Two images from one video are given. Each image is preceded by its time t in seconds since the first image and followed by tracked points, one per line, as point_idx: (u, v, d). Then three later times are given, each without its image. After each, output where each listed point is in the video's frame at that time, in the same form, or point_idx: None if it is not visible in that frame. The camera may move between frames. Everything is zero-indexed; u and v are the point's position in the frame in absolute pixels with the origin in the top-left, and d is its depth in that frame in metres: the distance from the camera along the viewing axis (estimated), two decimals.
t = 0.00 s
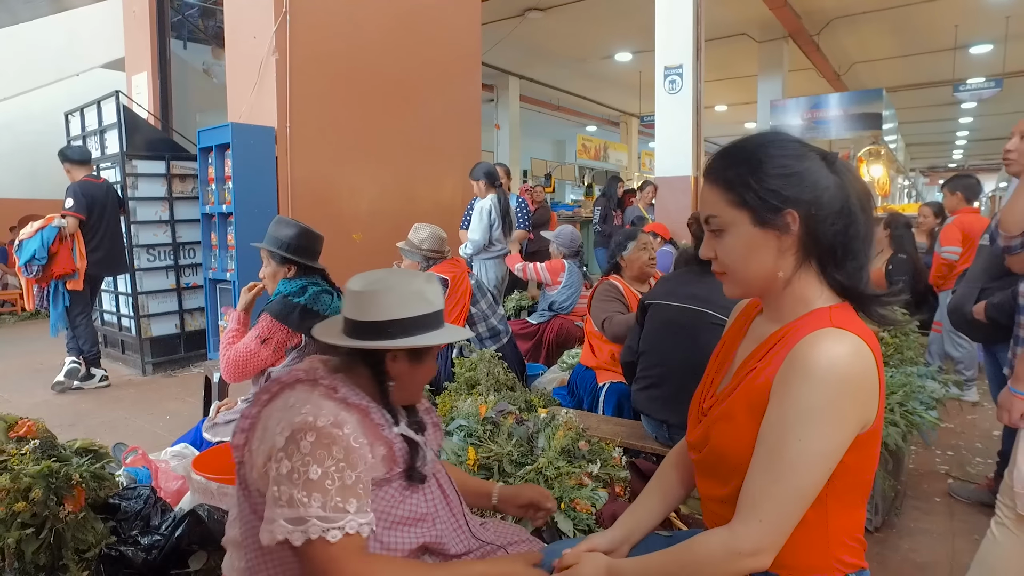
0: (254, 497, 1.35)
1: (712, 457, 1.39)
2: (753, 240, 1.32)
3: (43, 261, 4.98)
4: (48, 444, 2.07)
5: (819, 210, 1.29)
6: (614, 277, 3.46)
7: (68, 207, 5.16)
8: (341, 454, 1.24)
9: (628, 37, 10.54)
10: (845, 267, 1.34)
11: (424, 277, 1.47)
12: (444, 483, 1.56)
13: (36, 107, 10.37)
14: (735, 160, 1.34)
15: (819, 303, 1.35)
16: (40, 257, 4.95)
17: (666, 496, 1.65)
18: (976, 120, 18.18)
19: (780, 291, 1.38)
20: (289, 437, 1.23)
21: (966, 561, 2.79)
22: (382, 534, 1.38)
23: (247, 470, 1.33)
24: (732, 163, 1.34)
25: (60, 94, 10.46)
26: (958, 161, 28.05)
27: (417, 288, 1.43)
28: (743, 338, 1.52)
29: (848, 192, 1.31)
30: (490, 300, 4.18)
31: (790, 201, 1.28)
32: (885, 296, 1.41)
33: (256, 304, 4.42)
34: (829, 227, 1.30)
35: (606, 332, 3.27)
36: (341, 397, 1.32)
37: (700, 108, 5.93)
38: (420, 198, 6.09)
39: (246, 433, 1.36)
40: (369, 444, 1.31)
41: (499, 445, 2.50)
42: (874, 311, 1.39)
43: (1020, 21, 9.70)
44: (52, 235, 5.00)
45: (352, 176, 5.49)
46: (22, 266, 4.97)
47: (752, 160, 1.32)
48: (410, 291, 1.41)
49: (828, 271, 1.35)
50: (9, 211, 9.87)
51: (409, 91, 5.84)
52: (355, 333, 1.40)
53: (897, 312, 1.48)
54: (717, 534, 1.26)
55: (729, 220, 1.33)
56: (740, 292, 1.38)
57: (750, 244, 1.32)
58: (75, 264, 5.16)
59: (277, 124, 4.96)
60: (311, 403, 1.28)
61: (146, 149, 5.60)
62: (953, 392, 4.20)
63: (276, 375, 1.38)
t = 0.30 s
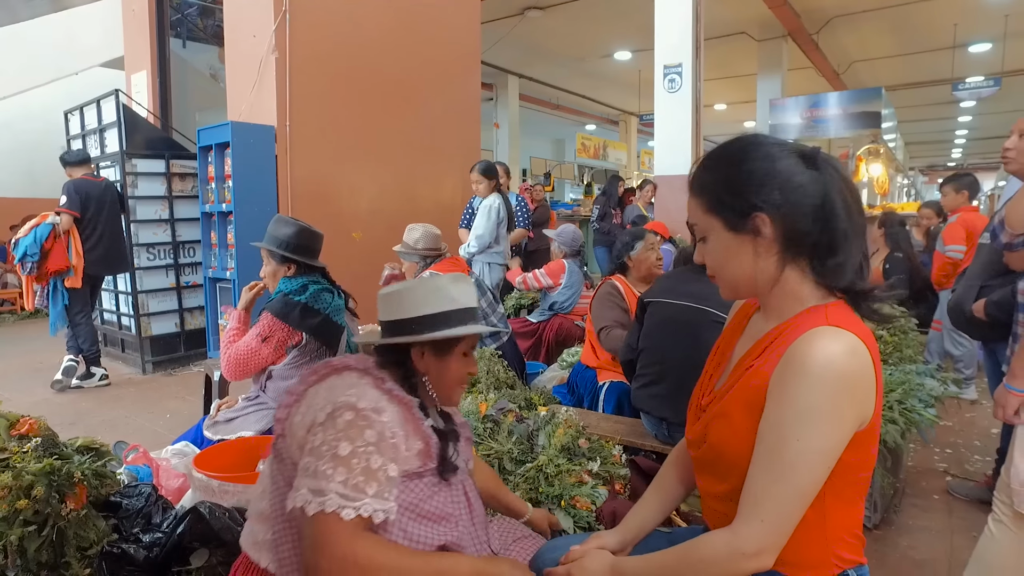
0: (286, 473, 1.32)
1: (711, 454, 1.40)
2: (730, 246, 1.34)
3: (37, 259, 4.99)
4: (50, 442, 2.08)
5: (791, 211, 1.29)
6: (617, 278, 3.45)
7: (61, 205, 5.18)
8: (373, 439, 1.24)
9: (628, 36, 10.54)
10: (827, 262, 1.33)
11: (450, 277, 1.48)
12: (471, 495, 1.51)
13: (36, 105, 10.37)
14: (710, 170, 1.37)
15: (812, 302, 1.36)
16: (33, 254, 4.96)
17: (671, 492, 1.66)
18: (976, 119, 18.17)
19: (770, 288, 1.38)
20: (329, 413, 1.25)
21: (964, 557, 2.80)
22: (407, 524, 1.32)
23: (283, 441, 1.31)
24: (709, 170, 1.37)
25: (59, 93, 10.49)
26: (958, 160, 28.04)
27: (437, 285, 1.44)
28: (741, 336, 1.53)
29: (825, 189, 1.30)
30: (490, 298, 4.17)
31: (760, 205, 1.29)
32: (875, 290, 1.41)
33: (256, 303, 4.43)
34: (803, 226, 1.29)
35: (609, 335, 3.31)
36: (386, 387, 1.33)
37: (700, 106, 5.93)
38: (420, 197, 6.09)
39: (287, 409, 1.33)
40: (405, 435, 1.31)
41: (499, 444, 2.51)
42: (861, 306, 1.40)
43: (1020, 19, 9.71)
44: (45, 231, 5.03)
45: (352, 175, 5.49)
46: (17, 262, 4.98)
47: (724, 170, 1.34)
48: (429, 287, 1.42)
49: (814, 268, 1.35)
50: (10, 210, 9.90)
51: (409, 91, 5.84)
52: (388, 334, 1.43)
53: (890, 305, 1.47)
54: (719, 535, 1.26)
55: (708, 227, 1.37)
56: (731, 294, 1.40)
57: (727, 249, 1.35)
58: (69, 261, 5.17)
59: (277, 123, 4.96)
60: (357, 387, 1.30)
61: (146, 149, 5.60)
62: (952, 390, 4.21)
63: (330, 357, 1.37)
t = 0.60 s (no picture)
0: (318, 457, 1.32)
1: (711, 454, 1.41)
2: (719, 250, 1.36)
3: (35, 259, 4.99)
4: (53, 442, 2.09)
5: (775, 212, 1.29)
6: (620, 278, 3.43)
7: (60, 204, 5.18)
8: (408, 429, 1.25)
9: (627, 35, 10.54)
10: (815, 262, 1.33)
11: (461, 275, 1.55)
12: (491, 494, 1.53)
13: (36, 104, 10.38)
14: (697, 176, 1.39)
15: (806, 303, 1.36)
16: (31, 255, 4.97)
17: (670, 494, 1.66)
18: (975, 119, 18.18)
19: (763, 290, 1.39)
20: (366, 401, 1.24)
21: (963, 556, 2.81)
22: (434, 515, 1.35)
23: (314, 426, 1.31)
24: (698, 177, 1.38)
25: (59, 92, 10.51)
26: (957, 159, 28.05)
27: (445, 286, 1.51)
28: (740, 337, 1.53)
29: (808, 189, 1.30)
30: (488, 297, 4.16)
31: (744, 209, 1.30)
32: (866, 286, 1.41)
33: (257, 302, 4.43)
34: (788, 227, 1.30)
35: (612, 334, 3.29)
36: (422, 382, 1.35)
37: (699, 105, 5.94)
38: (420, 196, 6.10)
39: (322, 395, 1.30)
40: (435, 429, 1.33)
41: (501, 442, 2.53)
42: (856, 305, 1.39)
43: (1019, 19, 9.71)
44: (43, 231, 5.05)
45: (352, 174, 5.49)
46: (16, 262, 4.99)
47: (710, 176, 1.36)
48: (436, 288, 1.51)
49: (804, 268, 1.34)
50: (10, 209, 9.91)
51: (409, 90, 5.85)
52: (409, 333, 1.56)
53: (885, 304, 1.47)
54: (720, 536, 1.27)
55: (698, 233, 1.39)
56: (727, 296, 1.41)
57: (718, 253, 1.36)
58: (68, 260, 5.17)
59: (277, 123, 4.96)
60: (392, 379, 1.30)
61: (146, 148, 5.59)
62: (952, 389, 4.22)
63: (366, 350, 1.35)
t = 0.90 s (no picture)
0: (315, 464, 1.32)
1: (714, 454, 1.41)
2: (723, 249, 1.36)
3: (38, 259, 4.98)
4: (57, 441, 2.08)
5: (778, 211, 1.30)
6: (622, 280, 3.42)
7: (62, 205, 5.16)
8: (404, 433, 1.24)
9: (627, 35, 10.55)
10: (817, 262, 1.34)
11: (455, 273, 1.52)
12: (490, 488, 1.54)
13: (37, 103, 10.39)
14: (701, 176, 1.39)
15: (808, 303, 1.37)
16: (34, 255, 4.95)
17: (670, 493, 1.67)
18: (974, 118, 18.21)
19: (764, 290, 1.40)
20: (360, 405, 1.24)
21: (964, 555, 2.82)
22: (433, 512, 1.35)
23: (311, 432, 1.30)
24: (701, 178, 1.38)
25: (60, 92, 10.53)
26: (956, 159, 28.08)
27: (440, 282, 1.48)
28: (742, 337, 1.54)
29: (811, 188, 1.31)
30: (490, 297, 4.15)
31: (748, 208, 1.30)
32: (865, 285, 1.42)
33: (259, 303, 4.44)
34: (791, 227, 1.30)
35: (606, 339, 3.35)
36: (415, 383, 1.35)
37: (700, 105, 5.94)
38: (421, 196, 6.10)
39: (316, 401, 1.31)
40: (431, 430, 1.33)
41: (504, 442, 2.54)
42: (853, 302, 1.40)
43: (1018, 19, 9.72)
44: (46, 232, 5.02)
45: (353, 174, 5.50)
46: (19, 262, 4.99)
47: (715, 175, 1.36)
48: (431, 285, 1.48)
49: (805, 266, 1.35)
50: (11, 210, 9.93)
51: (409, 90, 5.85)
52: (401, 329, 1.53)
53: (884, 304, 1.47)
54: (724, 535, 1.27)
55: (701, 233, 1.39)
56: (730, 297, 1.42)
57: (721, 253, 1.36)
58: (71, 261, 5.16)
59: (279, 123, 4.97)
60: (385, 382, 1.30)
61: (147, 148, 5.59)
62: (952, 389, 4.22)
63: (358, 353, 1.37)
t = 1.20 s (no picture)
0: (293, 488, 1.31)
1: (716, 453, 1.42)
2: (732, 246, 1.36)
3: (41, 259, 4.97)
4: (61, 441, 2.09)
5: (789, 210, 1.30)
6: (620, 279, 3.45)
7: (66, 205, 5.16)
8: (374, 446, 1.22)
9: (627, 35, 10.56)
10: (825, 262, 1.35)
11: (392, 259, 1.39)
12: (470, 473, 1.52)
13: (38, 103, 10.41)
14: (712, 172, 1.38)
15: (810, 303, 1.38)
16: (37, 255, 4.94)
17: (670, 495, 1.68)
18: (973, 118, 18.23)
19: (767, 291, 1.41)
20: (324, 426, 1.22)
21: (963, 554, 2.83)
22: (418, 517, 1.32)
23: (281, 458, 1.32)
24: (710, 175, 1.38)
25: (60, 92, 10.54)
26: (956, 159, 28.12)
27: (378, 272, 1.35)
28: (745, 338, 1.55)
29: (821, 189, 1.32)
30: (491, 297, 4.15)
31: (760, 205, 1.31)
32: (866, 286, 1.42)
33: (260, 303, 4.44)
34: (802, 227, 1.32)
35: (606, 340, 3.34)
36: (375, 389, 1.31)
37: (700, 105, 5.94)
38: (421, 196, 6.10)
39: (280, 424, 1.35)
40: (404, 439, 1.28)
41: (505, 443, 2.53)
42: (856, 303, 1.41)
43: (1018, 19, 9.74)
44: (49, 232, 5.00)
45: (353, 174, 5.50)
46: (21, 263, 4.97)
47: (725, 172, 1.35)
48: (371, 276, 1.35)
49: (809, 266, 1.36)
50: (10, 210, 9.94)
51: (409, 90, 5.86)
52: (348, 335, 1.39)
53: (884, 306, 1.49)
54: (727, 534, 1.28)
55: (709, 230, 1.38)
56: (733, 297, 1.42)
57: (729, 250, 1.36)
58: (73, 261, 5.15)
59: (279, 123, 4.97)
60: (347, 395, 1.27)
61: (148, 148, 5.60)
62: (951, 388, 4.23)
63: (311, 367, 1.37)
